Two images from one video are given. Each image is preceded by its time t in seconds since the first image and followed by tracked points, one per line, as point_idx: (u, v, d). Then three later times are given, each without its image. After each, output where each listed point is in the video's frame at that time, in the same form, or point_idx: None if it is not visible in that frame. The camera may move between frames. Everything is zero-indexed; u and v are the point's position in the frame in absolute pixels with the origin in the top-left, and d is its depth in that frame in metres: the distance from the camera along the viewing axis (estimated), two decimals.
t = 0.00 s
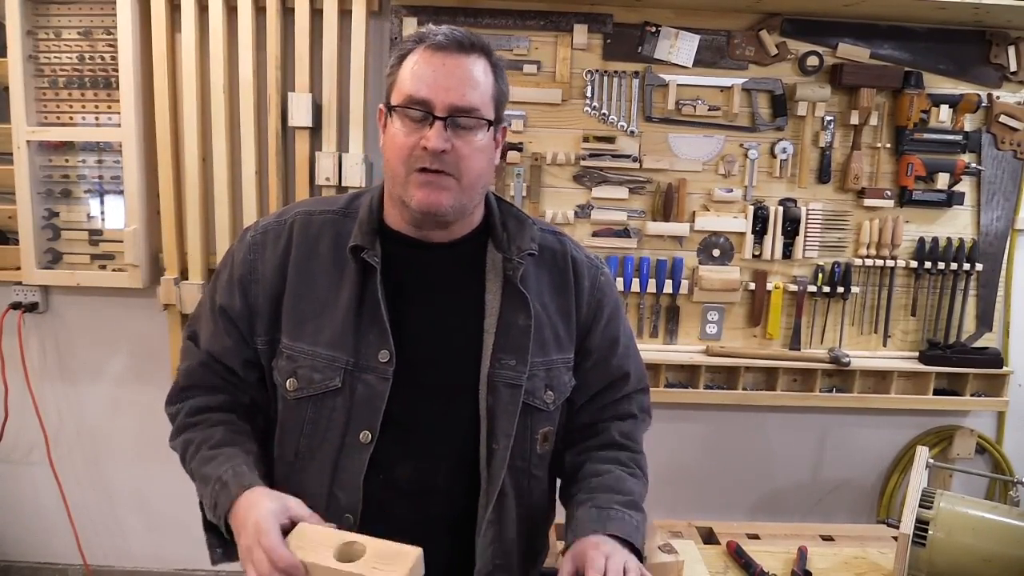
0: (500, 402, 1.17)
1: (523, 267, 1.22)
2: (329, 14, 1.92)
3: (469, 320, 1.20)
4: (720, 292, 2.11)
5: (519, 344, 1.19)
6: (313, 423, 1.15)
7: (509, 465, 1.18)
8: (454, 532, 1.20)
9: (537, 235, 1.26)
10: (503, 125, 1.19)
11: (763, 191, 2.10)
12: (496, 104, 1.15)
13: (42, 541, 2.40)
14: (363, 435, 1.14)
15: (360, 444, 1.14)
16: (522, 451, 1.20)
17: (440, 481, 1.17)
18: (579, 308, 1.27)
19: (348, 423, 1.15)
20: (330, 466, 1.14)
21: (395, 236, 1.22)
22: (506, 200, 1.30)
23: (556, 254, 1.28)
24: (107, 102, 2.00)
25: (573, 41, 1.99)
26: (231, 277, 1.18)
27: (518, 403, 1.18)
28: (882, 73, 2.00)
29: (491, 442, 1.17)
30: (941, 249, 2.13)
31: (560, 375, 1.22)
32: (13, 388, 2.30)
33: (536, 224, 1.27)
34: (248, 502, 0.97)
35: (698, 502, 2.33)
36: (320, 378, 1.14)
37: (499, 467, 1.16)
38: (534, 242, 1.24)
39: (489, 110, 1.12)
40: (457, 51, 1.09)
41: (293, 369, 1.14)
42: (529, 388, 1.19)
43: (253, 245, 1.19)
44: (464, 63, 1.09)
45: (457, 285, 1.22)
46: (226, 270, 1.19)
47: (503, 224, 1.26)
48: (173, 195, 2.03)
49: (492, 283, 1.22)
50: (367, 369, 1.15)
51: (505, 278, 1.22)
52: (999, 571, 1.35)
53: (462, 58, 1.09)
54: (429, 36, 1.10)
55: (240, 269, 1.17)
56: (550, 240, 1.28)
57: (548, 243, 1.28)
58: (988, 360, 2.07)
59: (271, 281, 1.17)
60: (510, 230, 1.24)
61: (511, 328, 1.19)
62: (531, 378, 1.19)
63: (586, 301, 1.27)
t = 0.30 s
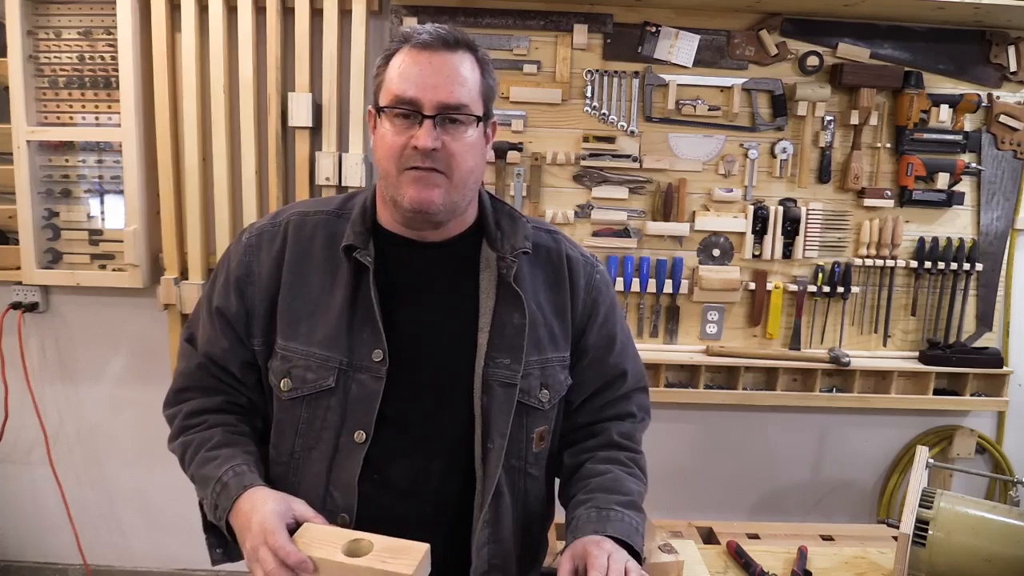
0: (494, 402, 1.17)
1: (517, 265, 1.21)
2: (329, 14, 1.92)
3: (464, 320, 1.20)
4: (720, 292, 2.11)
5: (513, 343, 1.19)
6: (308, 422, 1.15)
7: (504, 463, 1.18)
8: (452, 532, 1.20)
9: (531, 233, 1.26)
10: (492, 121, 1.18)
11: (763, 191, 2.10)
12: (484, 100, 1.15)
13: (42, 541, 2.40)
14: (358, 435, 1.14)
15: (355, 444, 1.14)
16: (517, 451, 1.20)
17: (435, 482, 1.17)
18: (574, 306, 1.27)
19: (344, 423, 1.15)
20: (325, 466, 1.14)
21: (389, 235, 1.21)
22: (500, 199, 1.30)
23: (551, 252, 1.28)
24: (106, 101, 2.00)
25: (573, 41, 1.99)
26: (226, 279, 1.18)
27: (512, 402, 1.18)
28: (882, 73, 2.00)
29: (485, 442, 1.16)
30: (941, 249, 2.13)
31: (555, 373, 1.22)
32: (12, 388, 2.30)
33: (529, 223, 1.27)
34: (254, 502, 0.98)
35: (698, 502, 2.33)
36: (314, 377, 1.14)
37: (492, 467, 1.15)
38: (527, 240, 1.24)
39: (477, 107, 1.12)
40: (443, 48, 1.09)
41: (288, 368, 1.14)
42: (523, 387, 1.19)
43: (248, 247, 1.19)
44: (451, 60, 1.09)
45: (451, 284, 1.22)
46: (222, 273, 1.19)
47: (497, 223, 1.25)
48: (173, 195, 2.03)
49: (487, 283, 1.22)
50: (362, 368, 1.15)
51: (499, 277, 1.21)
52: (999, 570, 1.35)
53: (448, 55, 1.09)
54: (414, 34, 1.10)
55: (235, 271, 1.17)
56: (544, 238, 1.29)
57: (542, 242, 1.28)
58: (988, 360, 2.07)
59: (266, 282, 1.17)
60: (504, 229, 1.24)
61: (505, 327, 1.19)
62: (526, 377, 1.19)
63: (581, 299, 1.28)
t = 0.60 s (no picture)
0: (491, 402, 1.17)
1: (513, 266, 1.21)
2: (329, 14, 1.92)
3: (462, 320, 1.20)
4: (720, 292, 2.11)
5: (510, 343, 1.19)
6: (305, 423, 1.15)
7: (501, 464, 1.18)
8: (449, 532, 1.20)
9: (527, 233, 1.26)
10: (488, 120, 1.18)
11: (763, 191, 2.10)
12: (480, 100, 1.15)
13: (42, 541, 2.40)
14: (355, 436, 1.14)
15: (353, 444, 1.14)
16: (514, 451, 1.20)
17: (433, 482, 1.17)
18: (571, 306, 1.27)
19: (341, 423, 1.15)
20: (322, 467, 1.14)
21: (386, 236, 1.21)
22: (496, 198, 1.29)
23: (548, 252, 1.27)
24: (106, 101, 2.00)
25: (573, 41, 1.99)
26: (223, 280, 1.18)
27: (509, 402, 1.17)
28: (883, 73, 2.00)
29: (482, 442, 1.16)
30: (941, 249, 2.13)
31: (552, 373, 1.22)
32: (12, 388, 2.30)
33: (525, 222, 1.26)
34: (257, 497, 0.99)
35: (698, 502, 2.33)
36: (311, 377, 1.14)
37: (490, 468, 1.15)
38: (524, 240, 1.23)
39: (474, 107, 1.12)
40: (439, 48, 1.09)
41: (285, 369, 1.14)
42: (520, 387, 1.19)
43: (245, 247, 1.19)
44: (447, 60, 1.09)
45: (449, 284, 1.22)
46: (219, 273, 1.19)
47: (493, 222, 1.25)
48: (173, 195, 2.03)
49: (484, 283, 1.22)
50: (359, 369, 1.15)
51: (496, 277, 1.21)
52: (999, 571, 1.35)
53: (444, 55, 1.09)
54: (409, 35, 1.10)
55: (232, 271, 1.17)
56: (540, 238, 1.28)
57: (538, 241, 1.28)
58: (988, 360, 2.07)
59: (264, 282, 1.17)
60: (500, 229, 1.24)
61: (502, 327, 1.19)
62: (523, 377, 1.19)
63: (578, 299, 1.27)
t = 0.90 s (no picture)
0: (489, 404, 1.17)
1: (512, 267, 1.21)
2: (329, 14, 1.92)
3: (460, 321, 1.20)
4: (720, 292, 2.11)
5: (509, 345, 1.19)
6: (303, 424, 1.15)
7: (499, 465, 1.18)
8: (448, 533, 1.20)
9: (526, 234, 1.25)
10: (486, 120, 1.18)
11: (763, 191, 2.10)
12: (478, 100, 1.14)
13: (42, 541, 2.40)
14: (353, 437, 1.14)
15: (351, 445, 1.14)
16: (513, 452, 1.20)
17: (431, 483, 1.17)
18: (569, 307, 1.27)
19: (340, 424, 1.15)
20: (321, 467, 1.14)
21: (384, 236, 1.21)
22: (495, 199, 1.29)
23: (546, 252, 1.27)
24: (106, 101, 1.99)
25: (573, 41, 1.99)
26: (221, 280, 1.18)
27: (507, 403, 1.17)
28: (883, 73, 2.00)
29: (480, 444, 1.16)
30: (941, 249, 2.13)
31: (550, 374, 1.22)
32: (12, 388, 2.30)
33: (524, 223, 1.26)
34: (257, 496, 0.98)
35: (699, 502, 2.33)
36: (309, 378, 1.14)
37: (488, 469, 1.15)
38: (523, 241, 1.23)
39: (471, 107, 1.12)
40: (436, 48, 1.09)
41: (283, 370, 1.14)
42: (518, 388, 1.19)
43: (243, 247, 1.19)
44: (444, 61, 1.09)
45: (448, 284, 1.22)
46: (217, 274, 1.19)
47: (492, 223, 1.25)
48: (174, 195, 2.03)
49: (482, 284, 1.22)
50: (357, 370, 1.15)
51: (495, 278, 1.21)
52: (999, 571, 1.35)
53: (441, 55, 1.09)
54: (406, 35, 1.10)
55: (230, 272, 1.17)
56: (539, 238, 1.28)
57: (537, 242, 1.27)
58: (988, 360, 2.07)
59: (262, 283, 1.17)
60: (499, 230, 1.23)
61: (500, 329, 1.19)
62: (521, 378, 1.19)
63: (577, 300, 1.27)
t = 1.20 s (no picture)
0: (489, 407, 1.17)
1: (513, 270, 1.21)
2: (329, 13, 1.92)
3: (459, 322, 1.20)
4: (720, 292, 2.11)
5: (509, 347, 1.19)
6: (301, 426, 1.15)
7: (498, 468, 1.18)
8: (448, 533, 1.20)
9: (527, 236, 1.25)
10: (488, 124, 1.18)
11: (763, 191, 2.10)
12: (480, 105, 1.14)
13: (42, 541, 2.40)
14: (351, 439, 1.14)
15: (349, 447, 1.14)
16: (512, 455, 1.20)
17: (429, 485, 1.17)
18: (569, 309, 1.27)
19: (338, 425, 1.15)
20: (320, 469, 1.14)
21: (383, 237, 1.21)
22: (495, 201, 1.29)
23: (546, 254, 1.27)
24: (106, 101, 1.99)
25: (573, 41, 1.99)
26: (220, 280, 1.18)
27: (507, 406, 1.18)
28: (883, 73, 2.00)
29: (479, 447, 1.16)
30: (941, 249, 2.13)
31: (549, 377, 1.23)
32: (12, 388, 2.30)
33: (524, 224, 1.26)
34: (240, 455, 0.98)
35: (699, 503, 2.33)
36: (309, 380, 1.14)
37: (487, 471, 1.15)
38: (523, 243, 1.23)
39: (472, 112, 1.12)
40: (439, 52, 1.08)
41: (282, 371, 1.14)
42: (518, 391, 1.19)
43: (242, 247, 1.19)
44: (446, 65, 1.09)
45: (446, 285, 1.21)
46: (216, 273, 1.19)
47: (492, 225, 1.25)
48: (174, 195, 2.03)
49: (482, 285, 1.22)
50: (356, 371, 1.15)
51: (495, 280, 1.21)
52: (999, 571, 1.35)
53: (444, 59, 1.08)
54: (409, 38, 1.09)
55: (229, 272, 1.18)
56: (539, 239, 1.28)
57: (537, 244, 1.27)
58: (988, 360, 2.07)
59: (260, 283, 1.17)
60: (500, 232, 1.23)
61: (500, 331, 1.19)
62: (521, 381, 1.20)
63: (577, 302, 1.27)
